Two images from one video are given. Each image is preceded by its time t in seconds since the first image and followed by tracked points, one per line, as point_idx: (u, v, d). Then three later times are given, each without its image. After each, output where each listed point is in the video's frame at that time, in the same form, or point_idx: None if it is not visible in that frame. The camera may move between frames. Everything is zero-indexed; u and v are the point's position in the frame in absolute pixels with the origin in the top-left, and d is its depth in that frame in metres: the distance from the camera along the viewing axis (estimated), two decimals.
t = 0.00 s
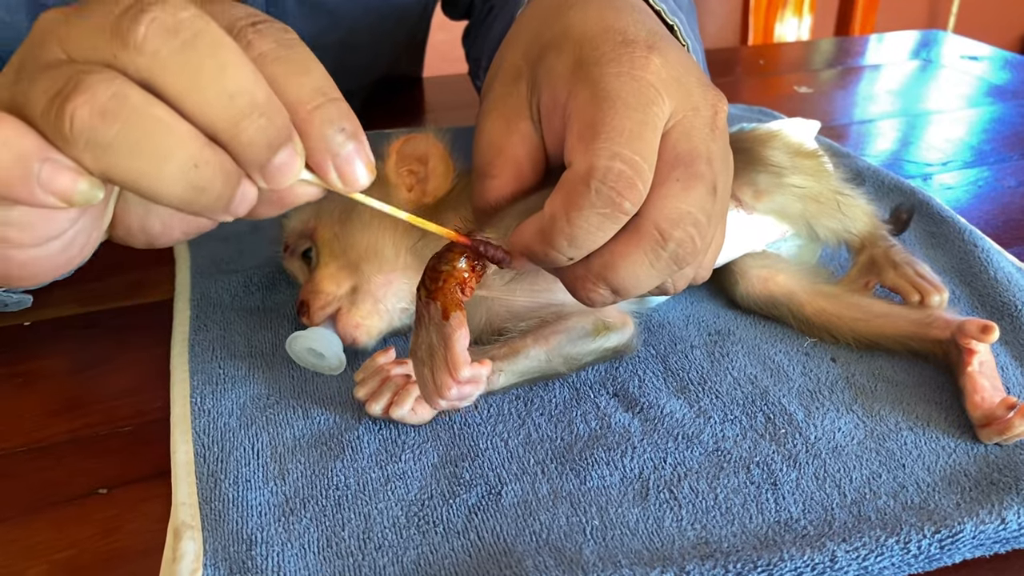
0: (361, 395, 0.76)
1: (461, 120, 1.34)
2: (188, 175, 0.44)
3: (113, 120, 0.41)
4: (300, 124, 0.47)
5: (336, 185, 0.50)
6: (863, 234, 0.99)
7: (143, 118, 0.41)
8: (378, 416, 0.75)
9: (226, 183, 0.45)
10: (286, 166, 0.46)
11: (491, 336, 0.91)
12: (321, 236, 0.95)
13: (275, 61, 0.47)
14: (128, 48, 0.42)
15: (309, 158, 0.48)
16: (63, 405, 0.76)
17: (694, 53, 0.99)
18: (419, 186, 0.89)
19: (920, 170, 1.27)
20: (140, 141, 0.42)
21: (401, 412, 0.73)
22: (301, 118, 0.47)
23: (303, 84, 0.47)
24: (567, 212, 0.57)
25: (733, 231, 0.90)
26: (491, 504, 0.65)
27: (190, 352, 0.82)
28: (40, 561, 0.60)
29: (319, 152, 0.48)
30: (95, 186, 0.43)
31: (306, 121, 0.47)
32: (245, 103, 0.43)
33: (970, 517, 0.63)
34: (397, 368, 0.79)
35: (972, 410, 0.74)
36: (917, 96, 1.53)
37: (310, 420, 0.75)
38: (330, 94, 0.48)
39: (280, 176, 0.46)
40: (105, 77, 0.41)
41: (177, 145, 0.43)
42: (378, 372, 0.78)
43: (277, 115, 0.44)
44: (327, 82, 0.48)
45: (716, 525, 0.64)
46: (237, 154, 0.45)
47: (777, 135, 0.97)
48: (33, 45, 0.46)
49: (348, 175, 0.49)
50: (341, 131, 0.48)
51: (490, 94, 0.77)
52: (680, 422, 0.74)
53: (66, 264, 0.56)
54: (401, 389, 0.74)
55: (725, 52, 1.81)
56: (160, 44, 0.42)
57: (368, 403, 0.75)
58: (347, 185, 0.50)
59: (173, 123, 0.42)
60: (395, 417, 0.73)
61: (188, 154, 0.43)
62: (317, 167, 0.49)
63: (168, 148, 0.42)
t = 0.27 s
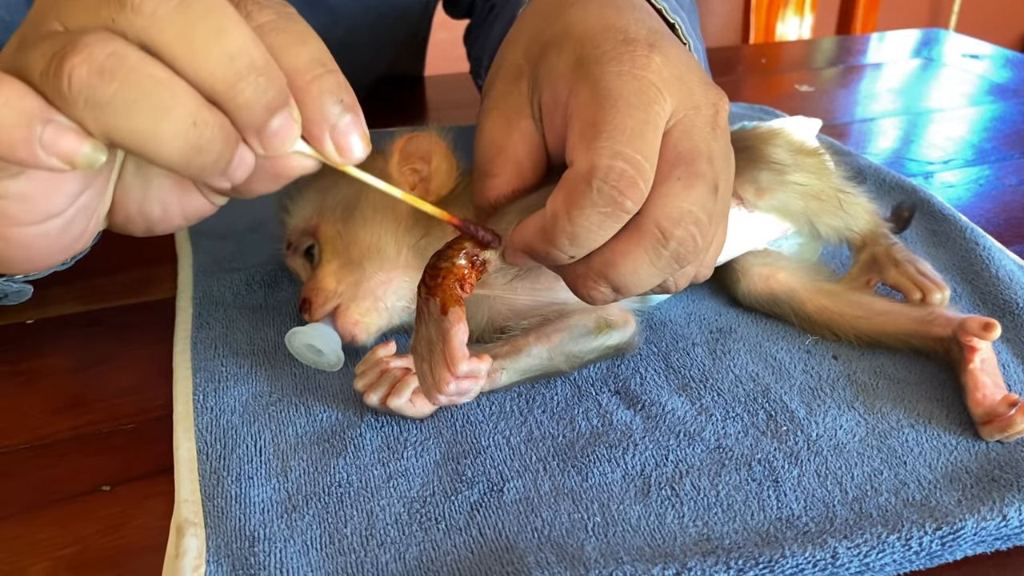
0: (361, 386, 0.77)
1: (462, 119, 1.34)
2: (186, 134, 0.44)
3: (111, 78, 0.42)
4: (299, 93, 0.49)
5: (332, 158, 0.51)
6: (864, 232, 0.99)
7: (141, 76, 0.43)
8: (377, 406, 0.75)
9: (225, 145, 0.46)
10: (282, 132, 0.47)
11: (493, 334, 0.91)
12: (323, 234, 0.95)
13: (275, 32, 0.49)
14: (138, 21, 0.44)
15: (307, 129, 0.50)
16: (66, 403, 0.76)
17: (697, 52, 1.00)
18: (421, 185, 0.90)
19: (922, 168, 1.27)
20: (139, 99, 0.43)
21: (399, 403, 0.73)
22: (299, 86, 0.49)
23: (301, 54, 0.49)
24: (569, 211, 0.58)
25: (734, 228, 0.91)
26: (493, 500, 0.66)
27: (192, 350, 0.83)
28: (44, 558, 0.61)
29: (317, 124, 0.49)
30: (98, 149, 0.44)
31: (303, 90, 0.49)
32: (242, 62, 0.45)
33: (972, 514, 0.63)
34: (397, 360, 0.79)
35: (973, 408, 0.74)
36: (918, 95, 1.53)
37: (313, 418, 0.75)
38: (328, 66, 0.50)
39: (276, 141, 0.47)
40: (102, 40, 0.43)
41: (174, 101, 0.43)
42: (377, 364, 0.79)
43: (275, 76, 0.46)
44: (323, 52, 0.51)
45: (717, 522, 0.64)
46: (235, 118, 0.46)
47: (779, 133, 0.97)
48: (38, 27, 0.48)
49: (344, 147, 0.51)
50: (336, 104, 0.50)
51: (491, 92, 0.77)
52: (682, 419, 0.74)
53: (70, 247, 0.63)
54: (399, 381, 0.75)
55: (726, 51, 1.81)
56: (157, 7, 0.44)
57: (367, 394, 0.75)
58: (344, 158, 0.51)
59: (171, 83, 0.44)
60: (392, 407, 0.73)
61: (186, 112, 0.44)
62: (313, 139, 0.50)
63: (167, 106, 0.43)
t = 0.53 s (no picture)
0: (359, 376, 0.78)
1: (463, 119, 1.35)
2: (184, 115, 0.44)
3: (109, 56, 0.43)
4: (298, 86, 0.49)
5: (336, 151, 0.51)
6: (865, 232, 0.99)
7: (140, 52, 0.43)
8: (373, 395, 0.77)
9: (224, 129, 0.46)
10: (280, 122, 0.47)
11: (494, 334, 0.91)
12: (325, 233, 0.95)
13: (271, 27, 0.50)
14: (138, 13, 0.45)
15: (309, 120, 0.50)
16: (68, 402, 0.77)
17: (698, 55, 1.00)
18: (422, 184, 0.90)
19: (922, 168, 1.27)
20: (136, 76, 0.43)
21: (395, 393, 0.75)
22: (298, 79, 0.49)
23: (299, 49, 0.50)
24: (572, 212, 0.58)
25: (735, 227, 0.91)
26: (494, 499, 0.66)
27: (194, 350, 0.83)
28: (46, 556, 0.61)
29: (318, 115, 0.50)
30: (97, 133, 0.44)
31: (304, 82, 0.49)
32: (239, 46, 0.45)
33: (971, 512, 0.63)
34: (397, 355, 0.81)
35: (973, 406, 0.74)
36: (919, 95, 1.53)
37: (314, 417, 0.75)
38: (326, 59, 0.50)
39: (276, 130, 0.47)
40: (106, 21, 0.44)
41: (173, 83, 0.44)
42: (378, 357, 0.80)
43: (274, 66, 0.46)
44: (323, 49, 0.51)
45: (717, 521, 0.64)
46: (233, 102, 0.46)
47: (779, 133, 0.97)
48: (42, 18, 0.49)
49: (347, 139, 0.51)
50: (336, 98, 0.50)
51: (492, 92, 0.78)
52: (682, 418, 0.74)
53: (76, 247, 0.63)
54: (398, 374, 0.76)
55: (727, 51, 1.81)
56: None
57: (365, 384, 0.77)
58: (348, 151, 0.51)
59: (170, 63, 0.44)
60: (389, 397, 0.75)
61: (183, 91, 0.44)
62: (316, 134, 0.50)
63: (163, 84, 0.43)
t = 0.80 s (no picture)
0: (359, 365, 0.79)
1: (464, 119, 1.35)
2: (193, 125, 0.46)
3: (121, 66, 0.43)
4: (302, 90, 0.50)
5: (336, 157, 0.53)
6: (865, 232, 0.99)
7: (151, 61, 0.44)
8: (370, 385, 0.78)
9: (231, 138, 0.47)
10: (286, 130, 0.48)
11: (494, 334, 0.91)
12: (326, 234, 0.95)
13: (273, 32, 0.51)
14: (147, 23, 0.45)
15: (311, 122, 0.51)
16: (69, 403, 0.77)
17: (699, 56, 1.00)
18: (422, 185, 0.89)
19: (923, 168, 1.27)
20: (147, 86, 0.44)
21: (393, 383, 0.76)
22: (303, 85, 0.50)
23: (301, 56, 0.51)
24: (574, 216, 0.58)
25: (736, 228, 0.91)
26: (494, 500, 0.66)
27: (194, 350, 0.83)
28: (47, 557, 0.61)
29: (320, 119, 0.51)
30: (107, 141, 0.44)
31: (309, 88, 0.50)
32: (247, 59, 0.46)
33: (971, 513, 0.63)
34: (397, 346, 0.82)
35: (974, 407, 0.74)
36: (920, 94, 1.53)
37: (315, 418, 0.75)
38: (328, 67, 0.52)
39: (280, 138, 0.49)
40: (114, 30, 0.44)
41: (184, 93, 0.45)
42: (377, 347, 0.81)
43: (280, 76, 0.47)
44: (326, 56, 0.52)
45: (718, 522, 0.64)
46: (241, 111, 0.47)
47: (779, 133, 0.97)
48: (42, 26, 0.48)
49: (347, 145, 0.52)
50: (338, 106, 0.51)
51: (492, 94, 0.78)
52: (682, 419, 0.74)
53: (81, 251, 0.63)
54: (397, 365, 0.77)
55: (728, 51, 1.81)
56: (165, 5, 0.45)
57: (364, 372, 0.78)
58: (348, 156, 0.53)
59: (180, 73, 0.45)
60: (386, 386, 0.76)
61: (193, 101, 0.45)
62: (317, 140, 0.52)
63: (174, 94, 0.44)
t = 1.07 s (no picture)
0: (358, 364, 0.79)
1: (463, 120, 1.35)
2: (146, 125, 0.44)
3: (69, 64, 0.42)
4: (258, 81, 0.48)
5: (296, 146, 0.50)
6: (864, 233, 0.99)
7: (102, 60, 0.43)
8: (367, 382, 0.77)
9: (186, 138, 0.45)
10: (246, 127, 0.46)
11: (494, 335, 0.92)
12: (325, 236, 0.95)
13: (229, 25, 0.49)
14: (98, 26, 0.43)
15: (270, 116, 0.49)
16: (67, 405, 0.77)
17: (697, 60, 1.00)
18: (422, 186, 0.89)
19: (923, 168, 1.27)
20: (97, 85, 0.42)
21: (391, 384, 0.75)
22: (259, 75, 0.48)
23: (258, 46, 0.48)
24: (578, 217, 0.58)
25: (735, 228, 0.90)
26: (492, 502, 0.66)
27: (193, 352, 0.83)
28: (46, 559, 0.61)
29: (278, 113, 0.48)
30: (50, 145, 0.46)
31: (265, 79, 0.48)
32: (201, 57, 0.44)
33: (970, 515, 0.63)
34: (396, 346, 0.81)
35: (973, 408, 0.74)
36: (921, 94, 1.53)
37: (313, 419, 0.75)
38: (287, 57, 0.49)
39: (241, 134, 0.46)
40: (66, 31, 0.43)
41: (134, 92, 0.43)
42: (377, 346, 0.80)
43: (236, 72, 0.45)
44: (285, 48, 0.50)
45: (716, 523, 0.64)
46: (198, 111, 0.45)
47: (778, 134, 0.97)
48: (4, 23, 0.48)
49: (309, 137, 0.50)
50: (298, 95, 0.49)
51: (492, 95, 0.78)
52: (681, 421, 0.74)
53: (43, 259, 0.63)
54: (396, 365, 0.77)
55: (727, 51, 1.81)
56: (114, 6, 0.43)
57: (362, 371, 0.78)
58: (309, 146, 0.50)
59: (133, 71, 0.43)
60: (385, 387, 0.76)
61: (145, 100, 0.43)
62: (276, 131, 0.49)
63: (125, 93, 0.43)
